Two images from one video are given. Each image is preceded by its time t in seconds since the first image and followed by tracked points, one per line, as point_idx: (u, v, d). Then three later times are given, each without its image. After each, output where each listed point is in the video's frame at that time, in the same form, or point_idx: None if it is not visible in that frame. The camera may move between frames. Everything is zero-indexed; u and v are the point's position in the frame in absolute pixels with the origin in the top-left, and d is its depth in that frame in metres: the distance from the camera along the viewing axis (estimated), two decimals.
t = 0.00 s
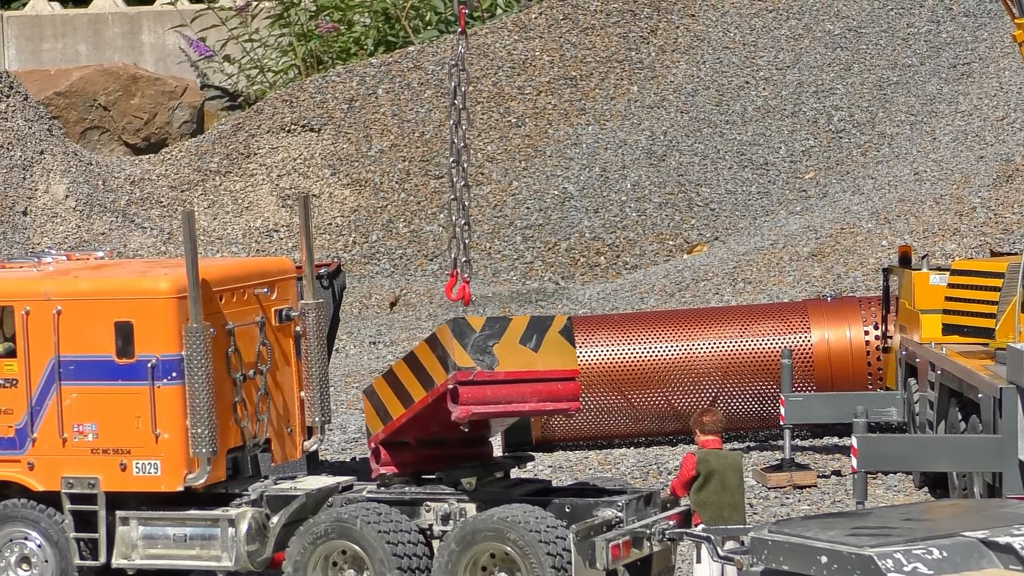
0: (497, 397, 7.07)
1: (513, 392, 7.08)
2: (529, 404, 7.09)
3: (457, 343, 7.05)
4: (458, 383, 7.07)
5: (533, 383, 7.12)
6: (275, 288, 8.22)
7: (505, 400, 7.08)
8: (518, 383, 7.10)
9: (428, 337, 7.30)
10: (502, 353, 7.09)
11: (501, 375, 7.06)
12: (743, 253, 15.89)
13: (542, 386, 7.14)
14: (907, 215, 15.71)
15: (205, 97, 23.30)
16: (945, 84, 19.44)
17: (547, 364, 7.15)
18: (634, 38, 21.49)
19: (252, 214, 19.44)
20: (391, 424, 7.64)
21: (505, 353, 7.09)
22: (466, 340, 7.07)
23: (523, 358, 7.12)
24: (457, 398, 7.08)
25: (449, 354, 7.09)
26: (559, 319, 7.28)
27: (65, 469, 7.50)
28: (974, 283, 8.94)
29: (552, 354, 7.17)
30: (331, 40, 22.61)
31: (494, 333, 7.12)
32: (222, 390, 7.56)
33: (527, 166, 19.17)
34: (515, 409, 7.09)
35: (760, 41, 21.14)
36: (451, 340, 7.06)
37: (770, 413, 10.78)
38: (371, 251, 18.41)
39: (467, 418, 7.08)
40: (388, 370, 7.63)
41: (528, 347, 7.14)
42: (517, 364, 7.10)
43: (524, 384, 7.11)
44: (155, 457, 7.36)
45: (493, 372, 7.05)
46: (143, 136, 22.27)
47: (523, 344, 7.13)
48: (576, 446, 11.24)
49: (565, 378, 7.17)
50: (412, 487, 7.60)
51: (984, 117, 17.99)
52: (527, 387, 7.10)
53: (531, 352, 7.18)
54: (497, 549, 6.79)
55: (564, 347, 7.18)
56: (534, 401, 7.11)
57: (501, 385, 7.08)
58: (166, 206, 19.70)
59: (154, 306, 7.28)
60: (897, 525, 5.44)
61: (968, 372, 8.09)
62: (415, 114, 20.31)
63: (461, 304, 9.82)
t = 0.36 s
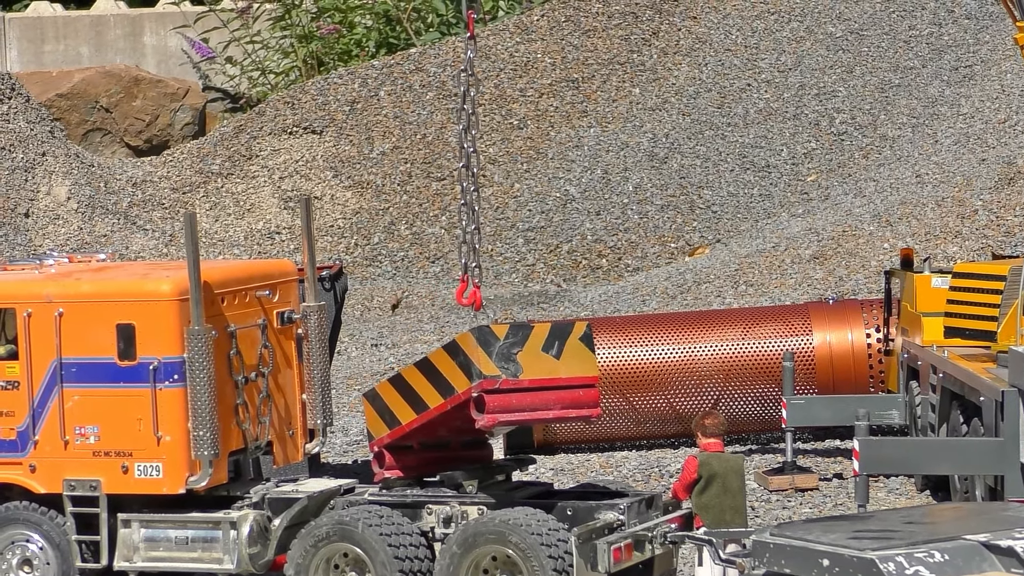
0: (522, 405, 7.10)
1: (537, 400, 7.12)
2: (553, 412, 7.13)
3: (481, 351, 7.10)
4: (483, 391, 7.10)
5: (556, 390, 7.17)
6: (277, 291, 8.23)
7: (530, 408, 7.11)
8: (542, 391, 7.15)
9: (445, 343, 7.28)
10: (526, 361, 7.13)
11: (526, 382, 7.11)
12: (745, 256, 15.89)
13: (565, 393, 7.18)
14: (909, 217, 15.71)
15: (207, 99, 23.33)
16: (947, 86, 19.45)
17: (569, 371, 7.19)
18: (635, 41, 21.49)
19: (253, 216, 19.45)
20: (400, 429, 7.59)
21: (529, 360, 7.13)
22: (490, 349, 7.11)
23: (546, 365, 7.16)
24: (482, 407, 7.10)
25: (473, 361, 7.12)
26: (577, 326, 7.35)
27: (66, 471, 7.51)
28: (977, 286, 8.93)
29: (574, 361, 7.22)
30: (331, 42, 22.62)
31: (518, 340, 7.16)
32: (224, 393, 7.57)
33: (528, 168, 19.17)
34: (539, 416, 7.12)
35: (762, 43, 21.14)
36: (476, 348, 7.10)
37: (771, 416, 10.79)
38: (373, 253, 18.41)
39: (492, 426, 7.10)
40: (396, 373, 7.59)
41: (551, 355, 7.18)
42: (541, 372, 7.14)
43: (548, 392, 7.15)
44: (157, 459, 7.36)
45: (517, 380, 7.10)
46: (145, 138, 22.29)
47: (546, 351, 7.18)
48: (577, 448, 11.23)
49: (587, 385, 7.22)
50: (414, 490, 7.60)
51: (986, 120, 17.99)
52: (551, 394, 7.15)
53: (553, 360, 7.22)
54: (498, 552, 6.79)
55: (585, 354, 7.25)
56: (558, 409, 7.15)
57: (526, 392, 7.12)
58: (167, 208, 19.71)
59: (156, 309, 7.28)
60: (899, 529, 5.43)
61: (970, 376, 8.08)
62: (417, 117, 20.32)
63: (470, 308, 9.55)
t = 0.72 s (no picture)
0: (522, 411, 7.12)
1: (537, 406, 7.16)
2: (552, 418, 7.17)
3: (482, 357, 7.05)
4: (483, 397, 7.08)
5: (556, 397, 7.21)
6: (277, 291, 8.24)
7: (530, 414, 7.13)
8: (542, 397, 7.19)
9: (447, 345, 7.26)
10: (526, 366, 7.13)
11: (526, 389, 7.12)
12: (745, 257, 15.89)
13: (564, 399, 7.23)
14: (909, 218, 15.72)
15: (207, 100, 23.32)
16: (947, 87, 19.47)
17: (569, 378, 7.24)
18: (635, 42, 21.50)
19: (253, 217, 19.45)
20: (400, 431, 7.60)
21: (529, 366, 7.14)
22: (491, 354, 7.07)
23: (547, 372, 7.19)
24: (481, 412, 7.09)
25: (474, 366, 7.08)
26: (579, 331, 7.33)
27: (66, 472, 7.51)
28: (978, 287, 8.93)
29: (574, 367, 7.25)
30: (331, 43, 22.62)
31: (519, 345, 7.13)
32: (224, 393, 7.57)
33: (528, 169, 19.17)
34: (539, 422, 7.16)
35: (762, 44, 21.15)
36: (477, 353, 7.05)
37: (771, 417, 10.79)
38: (373, 254, 18.41)
39: (492, 432, 7.09)
40: (397, 376, 7.57)
41: (551, 361, 7.20)
42: (541, 378, 7.17)
43: (548, 398, 7.20)
44: (156, 460, 7.36)
45: (518, 386, 7.10)
46: (145, 139, 22.27)
47: (546, 357, 7.19)
48: (577, 448, 11.23)
49: (586, 392, 7.28)
50: (414, 491, 7.60)
51: (986, 121, 18.00)
52: (550, 401, 7.19)
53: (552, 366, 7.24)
54: (499, 553, 6.79)
55: (585, 360, 7.28)
56: (558, 415, 7.20)
57: (526, 399, 7.13)
58: (168, 209, 19.71)
59: (156, 309, 7.28)
60: (899, 529, 5.43)
61: (970, 377, 8.08)
62: (416, 118, 20.32)
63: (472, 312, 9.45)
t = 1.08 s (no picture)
0: (495, 429, 7.06)
1: (511, 425, 7.06)
2: (527, 437, 7.08)
3: (457, 374, 7.04)
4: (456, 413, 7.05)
5: (533, 416, 7.10)
6: (279, 294, 8.24)
7: (504, 432, 7.06)
8: (518, 416, 7.09)
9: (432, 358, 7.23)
10: (502, 385, 7.07)
11: (500, 407, 7.04)
12: (746, 259, 15.89)
13: (542, 419, 7.11)
14: (911, 220, 15.72)
15: (209, 102, 23.30)
16: (949, 90, 19.47)
17: (548, 397, 7.11)
18: (637, 44, 21.49)
19: (255, 219, 19.47)
20: (395, 435, 7.52)
21: (506, 385, 7.06)
22: (466, 372, 7.05)
23: (524, 390, 7.08)
24: (454, 429, 7.06)
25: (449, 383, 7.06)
26: (563, 349, 7.18)
27: (67, 474, 7.50)
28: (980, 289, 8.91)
29: (554, 386, 7.12)
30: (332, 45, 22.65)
31: (496, 364, 7.08)
32: (225, 395, 7.58)
33: (530, 171, 19.18)
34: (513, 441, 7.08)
35: (764, 47, 21.17)
36: (452, 370, 7.05)
37: (772, 419, 10.78)
38: (374, 256, 18.41)
39: (464, 449, 7.05)
40: (395, 382, 7.51)
41: (530, 379, 7.08)
42: (517, 397, 7.06)
43: (524, 417, 7.09)
44: (158, 462, 7.37)
45: (492, 404, 7.04)
46: (147, 141, 22.26)
47: (525, 375, 7.08)
48: (579, 451, 11.24)
49: (565, 411, 7.13)
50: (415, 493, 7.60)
51: (987, 123, 18.00)
52: (527, 420, 7.09)
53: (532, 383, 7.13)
54: (499, 555, 6.79)
55: (567, 380, 7.13)
56: (534, 434, 7.10)
57: (500, 417, 7.06)
58: (169, 211, 19.74)
59: (158, 312, 7.30)
60: (901, 532, 5.42)
61: (971, 379, 8.09)
62: (418, 120, 20.34)
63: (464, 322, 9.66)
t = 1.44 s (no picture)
0: (445, 436, 7.24)
1: (462, 433, 7.24)
2: (477, 445, 7.24)
3: (408, 380, 7.26)
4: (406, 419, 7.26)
5: (485, 424, 7.26)
6: (280, 296, 8.24)
7: (453, 440, 7.24)
8: (470, 423, 7.26)
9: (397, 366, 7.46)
10: (454, 392, 7.27)
11: (450, 414, 7.22)
12: (747, 261, 15.90)
13: (494, 427, 7.26)
14: (912, 222, 15.72)
15: (209, 103, 23.28)
16: (949, 92, 19.47)
17: (501, 406, 7.28)
18: (637, 46, 21.48)
19: (256, 221, 19.48)
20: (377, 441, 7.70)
21: (458, 393, 7.26)
22: (418, 378, 7.27)
23: (476, 399, 7.27)
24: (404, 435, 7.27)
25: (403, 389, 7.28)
26: (521, 359, 7.37)
27: (68, 475, 7.50)
28: (979, 291, 8.84)
29: (508, 396, 7.28)
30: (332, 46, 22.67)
31: (448, 371, 7.29)
32: (226, 397, 7.58)
33: (530, 173, 19.18)
34: (463, 449, 7.25)
35: (764, 48, 21.17)
36: (403, 376, 7.27)
37: (773, 420, 10.77)
38: (375, 258, 18.42)
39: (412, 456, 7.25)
40: (379, 391, 7.73)
41: (483, 389, 7.28)
42: (469, 405, 7.25)
43: (475, 425, 7.26)
44: (159, 464, 7.37)
45: (443, 411, 7.23)
46: (147, 143, 22.23)
47: (478, 384, 7.28)
48: (580, 452, 11.24)
49: (519, 421, 7.26)
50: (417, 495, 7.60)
51: (988, 125, 18.00)
52: (478, 428, 7.26)
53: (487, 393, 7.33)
54: (500, 557, 6.79)
55: (521, 390, 7.29)
56: (484, 442, 7.25)
57: (450, 425, 7.24)
58: (170, 212, 19.76)
59: (158, 313, 7.30)
60: (901, 534, 5.42)
61: (972, 382, 8.08)
62: (418, 122, 20.35)
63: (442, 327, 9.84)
